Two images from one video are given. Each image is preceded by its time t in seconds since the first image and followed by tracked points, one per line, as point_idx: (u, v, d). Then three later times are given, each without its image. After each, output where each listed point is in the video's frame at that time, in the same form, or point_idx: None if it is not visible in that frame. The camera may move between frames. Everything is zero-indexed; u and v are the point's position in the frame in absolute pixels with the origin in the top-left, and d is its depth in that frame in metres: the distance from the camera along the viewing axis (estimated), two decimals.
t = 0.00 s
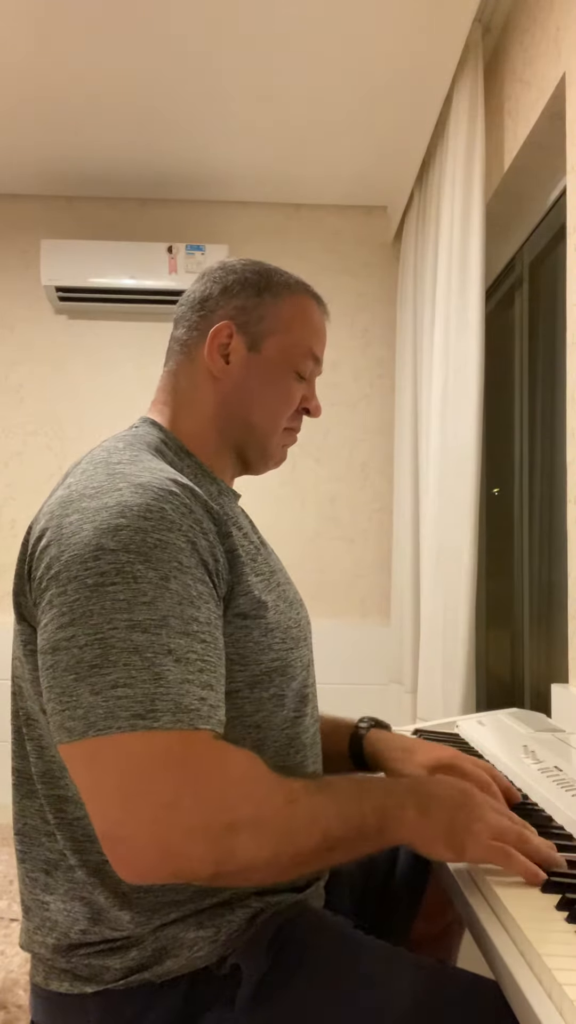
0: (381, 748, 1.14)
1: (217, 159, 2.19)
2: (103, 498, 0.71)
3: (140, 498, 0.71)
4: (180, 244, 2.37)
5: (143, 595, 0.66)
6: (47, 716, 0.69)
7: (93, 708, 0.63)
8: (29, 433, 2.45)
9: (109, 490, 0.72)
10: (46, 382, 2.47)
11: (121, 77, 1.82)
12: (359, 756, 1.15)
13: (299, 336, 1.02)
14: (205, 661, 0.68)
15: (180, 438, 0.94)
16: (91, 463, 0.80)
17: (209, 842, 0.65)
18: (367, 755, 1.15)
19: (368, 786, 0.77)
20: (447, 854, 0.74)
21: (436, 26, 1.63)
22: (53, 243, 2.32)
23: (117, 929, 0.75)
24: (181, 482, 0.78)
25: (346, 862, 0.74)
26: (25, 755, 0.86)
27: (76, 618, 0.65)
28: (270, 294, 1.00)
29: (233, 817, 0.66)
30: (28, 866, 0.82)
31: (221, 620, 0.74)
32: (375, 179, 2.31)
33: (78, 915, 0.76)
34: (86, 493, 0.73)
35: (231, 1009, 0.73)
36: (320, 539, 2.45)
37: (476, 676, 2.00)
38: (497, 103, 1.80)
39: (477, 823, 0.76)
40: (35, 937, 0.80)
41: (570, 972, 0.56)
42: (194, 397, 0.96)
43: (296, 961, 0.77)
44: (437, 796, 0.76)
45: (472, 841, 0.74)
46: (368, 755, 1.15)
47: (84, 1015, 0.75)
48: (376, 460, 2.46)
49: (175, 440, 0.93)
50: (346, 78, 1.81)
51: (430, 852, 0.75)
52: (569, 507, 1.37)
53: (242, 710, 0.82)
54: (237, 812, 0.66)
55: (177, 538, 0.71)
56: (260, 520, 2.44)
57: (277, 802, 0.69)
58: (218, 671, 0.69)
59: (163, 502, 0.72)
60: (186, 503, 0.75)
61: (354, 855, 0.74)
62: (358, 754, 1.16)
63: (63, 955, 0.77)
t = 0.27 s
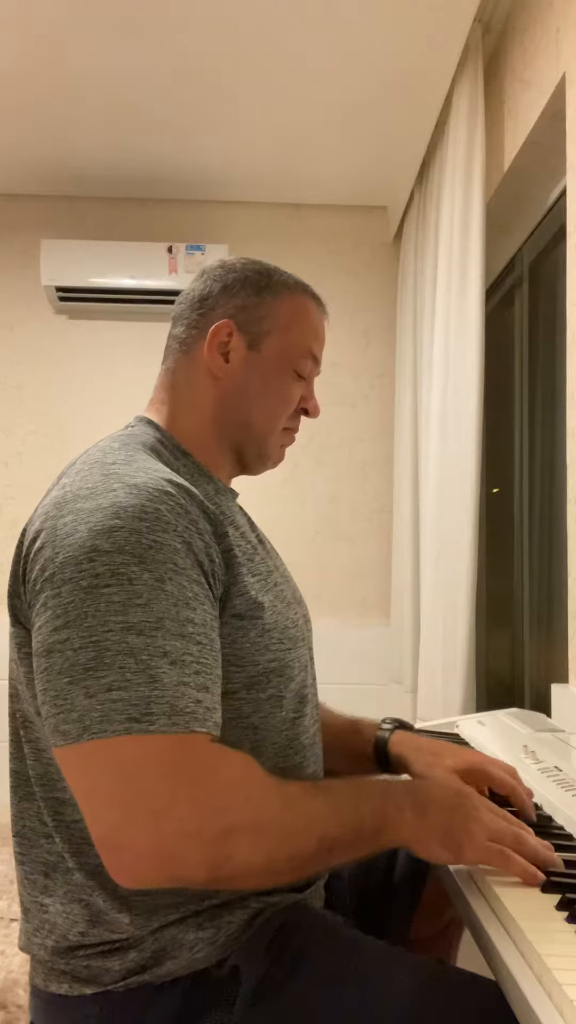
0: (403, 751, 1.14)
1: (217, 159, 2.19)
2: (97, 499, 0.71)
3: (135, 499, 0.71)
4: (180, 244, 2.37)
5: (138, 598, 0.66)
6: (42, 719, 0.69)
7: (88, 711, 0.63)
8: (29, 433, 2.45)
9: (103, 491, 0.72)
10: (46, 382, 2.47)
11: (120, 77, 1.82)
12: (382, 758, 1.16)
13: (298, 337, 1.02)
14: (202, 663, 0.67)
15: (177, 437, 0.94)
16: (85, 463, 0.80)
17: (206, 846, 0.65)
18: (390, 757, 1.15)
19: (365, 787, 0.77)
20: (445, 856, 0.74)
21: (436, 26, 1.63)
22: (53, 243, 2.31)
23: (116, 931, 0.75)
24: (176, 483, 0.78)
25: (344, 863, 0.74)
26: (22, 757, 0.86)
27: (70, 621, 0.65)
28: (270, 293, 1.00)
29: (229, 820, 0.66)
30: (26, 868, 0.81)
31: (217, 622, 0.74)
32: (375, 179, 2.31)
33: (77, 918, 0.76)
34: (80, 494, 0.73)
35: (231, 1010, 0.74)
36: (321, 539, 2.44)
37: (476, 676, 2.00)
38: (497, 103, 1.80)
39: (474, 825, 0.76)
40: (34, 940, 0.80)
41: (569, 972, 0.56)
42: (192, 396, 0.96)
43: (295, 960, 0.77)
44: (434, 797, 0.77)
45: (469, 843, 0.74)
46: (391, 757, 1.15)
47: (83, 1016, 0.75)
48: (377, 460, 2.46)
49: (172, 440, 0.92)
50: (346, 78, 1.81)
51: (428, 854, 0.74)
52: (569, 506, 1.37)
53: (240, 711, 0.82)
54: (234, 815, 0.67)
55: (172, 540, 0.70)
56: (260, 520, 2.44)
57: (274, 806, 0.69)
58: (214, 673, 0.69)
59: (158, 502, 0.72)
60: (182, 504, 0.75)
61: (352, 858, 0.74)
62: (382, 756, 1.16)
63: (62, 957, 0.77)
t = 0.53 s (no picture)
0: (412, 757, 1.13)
1: (217, 159, 2.19)
2: (94, 500, 0.71)
3: (133, 499, 0.71)
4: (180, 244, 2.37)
5: (136, 599, 0.66)
6: (40, 721, 0.69)
7: (86, 714, 0.63)
8: (29, 433, 2.45)
9: (100, 492, 0.72)
10: (46, 382, 2.47)
11: (120, 77, 1.82)
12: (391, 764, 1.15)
13: (300, 338, 1.02)
14: (200, 665, 0.67)
15: (177, 437, 0.94)
16: (83, 464, 0.80)
17: (206, 848, 0.65)
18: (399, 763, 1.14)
19: (365, 787, 0.77)
20: (444, 856, 0.75)
21: (436, 26, 1.63)
22: (53, 243, 2.31)
23: (115, 934, 0.75)
24: (174, 484, 0.78)
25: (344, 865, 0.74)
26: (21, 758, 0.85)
27: (67, 623, 0.65)
28: (273, 293, 1.00)
29: (228, 823, 0.66)
30: (25, 870, 0.81)
31: (216, 623, 0.74)
32: (375, 179, 2.31)
33: (75, 920, 0.76)
34: (78, 495, 0.73)
35: (231, 1011, 0.74)
36: (321, 539, 2.44)
37: (476, 676, 2.00)
38: (497, 103, 1.80)
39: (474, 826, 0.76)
40: (34, 941, 0.80)
41: (570, 973, 0.56)
42: (193, 395, 0.95)
43: (295, 961, 0.77)
44: (434, 798, 0.77)
45: (470, 844, 0.75)
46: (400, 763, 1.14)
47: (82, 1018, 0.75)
48: (377, 460, 2.46)
49: (171, 440, 0.92)
50: (345, 78, 1.81)
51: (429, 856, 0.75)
52: (569, 506, 1.37)
53: (239, 712, 0.82)
54: (233, 818, 0.66)
55: (169, 541, 0.70)
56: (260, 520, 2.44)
57: (274, 809, 0.69)
58: (213, 675, 0.69)
59: (156, 503, 0.72)
60: (179, 504, 0.75)
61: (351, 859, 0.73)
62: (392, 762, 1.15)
63: (61, 958, 0.77)
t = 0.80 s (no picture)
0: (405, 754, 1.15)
1: (217, 160, 2.19)
2: (96, 500, 0.71)
3: (134, 499, 0.71)
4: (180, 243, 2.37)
5: (138, 599, 0.66)
6: (43, 721, 0.69)
7: (88, 714, 0.63)
8: (29, 433, 2.45)
9: (102, 492, 0.72)
10: (46, 382, 2.47)
11: (120, 78, 1.82)
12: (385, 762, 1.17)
13: (301, 338, 1.02)
14: (202, 665, 0.68)
15: (178, 438, 0.94)
16: (85, 464, 0.80)
17: (209, 848, 0.65)
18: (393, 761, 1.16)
19: (365, 787, 0.77)
20: (447, 855, 0.75)
21: (436, 27, 1.63)
22: (53, 244, 2.32)
23: (116, 933, 0.75)
24: (176, 483, 0.78)
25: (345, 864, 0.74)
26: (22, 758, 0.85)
27: (70, 623, 0.65)
28: (274, 293, 1.00)
29: (230, 824, 0.66)
30: (25, 870, 0.81)
31: (218, 623, 0.74)
32: (375, 179, 2.31)
33: (76, 920, 0.76)
34: (79, 495, 0.73)
35: (231, 1011, 0.74)
36: (321, 539, 2.45)
37: (476, 676, 2.00)
38: (497, 104, 1.80)
39: (476, 825, 0.76)
40: (34, 941, 0.80)
41: (570, 972, 0.57)
42: (195, 396, 0.95)
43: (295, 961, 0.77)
44: (436, 796, 0.77)
45: (473, 843, 0.75)
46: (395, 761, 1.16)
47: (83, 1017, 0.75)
48: (377, 460, 2.46)
49: (172, 440, 0.92)
50: (345, 78, 1.81)
51: (430, 854, 0.75)
52: (569, 506, 1.37)
53: (241, 712, 0.82)
54: (235, 818, 0.66)
55: (171, 541, 0.70)
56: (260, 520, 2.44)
57: (276, 809, 0.69)
58: (215, 675, 0.69)
59: (158, 503, 0.72)
60: (181, 505, 0.75)
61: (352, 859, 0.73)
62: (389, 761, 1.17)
63: (61, 958, 0.77)
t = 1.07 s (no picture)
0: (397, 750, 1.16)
1: (217, 160, 2.19)
2: (99, 499, 0.71)
3: (137, 499, 0.71)
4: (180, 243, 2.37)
5: (140, 597, 0.66)
6: (44, 719, 0.69)
7: (91, 712, 0.63)
8: (29, 433, 2.45)
9: (105, 490, 0.72)
10: (45, 382, 2.47)
11: (120, 78, 1.82)
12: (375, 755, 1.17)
13: (303, 340, 1.02)
14: (204, 663, 0.68)
15: (180, 438, 0.94)
16: (87, 463, 0.80)
17: (209, 847, 0.65)
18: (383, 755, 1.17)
19: (365, 787, 0.76)
20: (448, 854, 0.75)
21: (436, 26, 1.63)
22: (53, 244, 2.32)
23: (115, 932, 0.75)
24: (178, 483, 0.78)
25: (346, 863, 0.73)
26: (22, 757, 0.85)
27: (72, 621, 0.65)
28: (277, 295, 1.00)
29: (231, 822, 0.66)
30: (26, 869, 0.81)
31: (219, 622, 0.74)
32: (375, 179, 2.31)
33: (76, 918, 0.76)
34: (82, 494, 0.73)
35: (231, 1011, 0.74)
36: (321, 539, 2.44)
37: (476, 677, 2.00)
38: (497, 104, 1.80)
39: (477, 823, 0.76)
40: (34, 940, 0.80)
41: (570, 973, 0.57)
42: (197, 397, 0.95)
43: (296, 961, 0.77)
44: (436, 794, 0.76)
45: (473, 841, 0.75)
46: (384, 754, 1.17)
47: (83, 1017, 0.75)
48: (377, 460, 2.46)
49: (174, 441, 0.92)
50: (345, 78, 1.81)
51: (431, 853, 0.75)
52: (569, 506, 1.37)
53: (242, 711, 0.82)
54: (236, 817, 0.66)
55: (174, 540, 0.71)
56: (260, 520, 2.44)
57: (277, 808, 0.69)
58: (216, 674, 0.69)
59: (161, 503, 0.72)
60: (183, 504, 0.75)
61: (353, 856, 0.73)
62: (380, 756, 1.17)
63: (62, 957, 0.77)
